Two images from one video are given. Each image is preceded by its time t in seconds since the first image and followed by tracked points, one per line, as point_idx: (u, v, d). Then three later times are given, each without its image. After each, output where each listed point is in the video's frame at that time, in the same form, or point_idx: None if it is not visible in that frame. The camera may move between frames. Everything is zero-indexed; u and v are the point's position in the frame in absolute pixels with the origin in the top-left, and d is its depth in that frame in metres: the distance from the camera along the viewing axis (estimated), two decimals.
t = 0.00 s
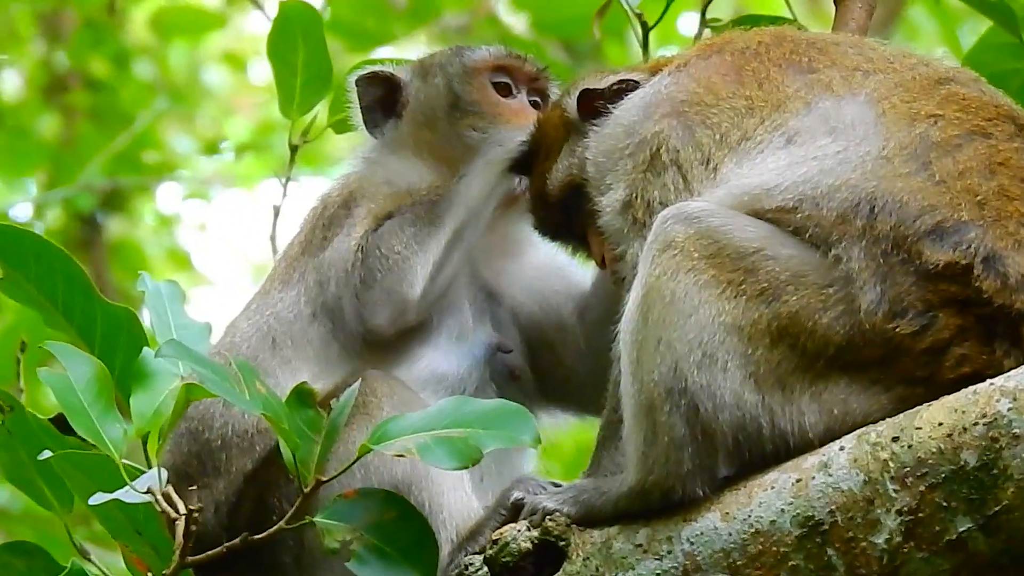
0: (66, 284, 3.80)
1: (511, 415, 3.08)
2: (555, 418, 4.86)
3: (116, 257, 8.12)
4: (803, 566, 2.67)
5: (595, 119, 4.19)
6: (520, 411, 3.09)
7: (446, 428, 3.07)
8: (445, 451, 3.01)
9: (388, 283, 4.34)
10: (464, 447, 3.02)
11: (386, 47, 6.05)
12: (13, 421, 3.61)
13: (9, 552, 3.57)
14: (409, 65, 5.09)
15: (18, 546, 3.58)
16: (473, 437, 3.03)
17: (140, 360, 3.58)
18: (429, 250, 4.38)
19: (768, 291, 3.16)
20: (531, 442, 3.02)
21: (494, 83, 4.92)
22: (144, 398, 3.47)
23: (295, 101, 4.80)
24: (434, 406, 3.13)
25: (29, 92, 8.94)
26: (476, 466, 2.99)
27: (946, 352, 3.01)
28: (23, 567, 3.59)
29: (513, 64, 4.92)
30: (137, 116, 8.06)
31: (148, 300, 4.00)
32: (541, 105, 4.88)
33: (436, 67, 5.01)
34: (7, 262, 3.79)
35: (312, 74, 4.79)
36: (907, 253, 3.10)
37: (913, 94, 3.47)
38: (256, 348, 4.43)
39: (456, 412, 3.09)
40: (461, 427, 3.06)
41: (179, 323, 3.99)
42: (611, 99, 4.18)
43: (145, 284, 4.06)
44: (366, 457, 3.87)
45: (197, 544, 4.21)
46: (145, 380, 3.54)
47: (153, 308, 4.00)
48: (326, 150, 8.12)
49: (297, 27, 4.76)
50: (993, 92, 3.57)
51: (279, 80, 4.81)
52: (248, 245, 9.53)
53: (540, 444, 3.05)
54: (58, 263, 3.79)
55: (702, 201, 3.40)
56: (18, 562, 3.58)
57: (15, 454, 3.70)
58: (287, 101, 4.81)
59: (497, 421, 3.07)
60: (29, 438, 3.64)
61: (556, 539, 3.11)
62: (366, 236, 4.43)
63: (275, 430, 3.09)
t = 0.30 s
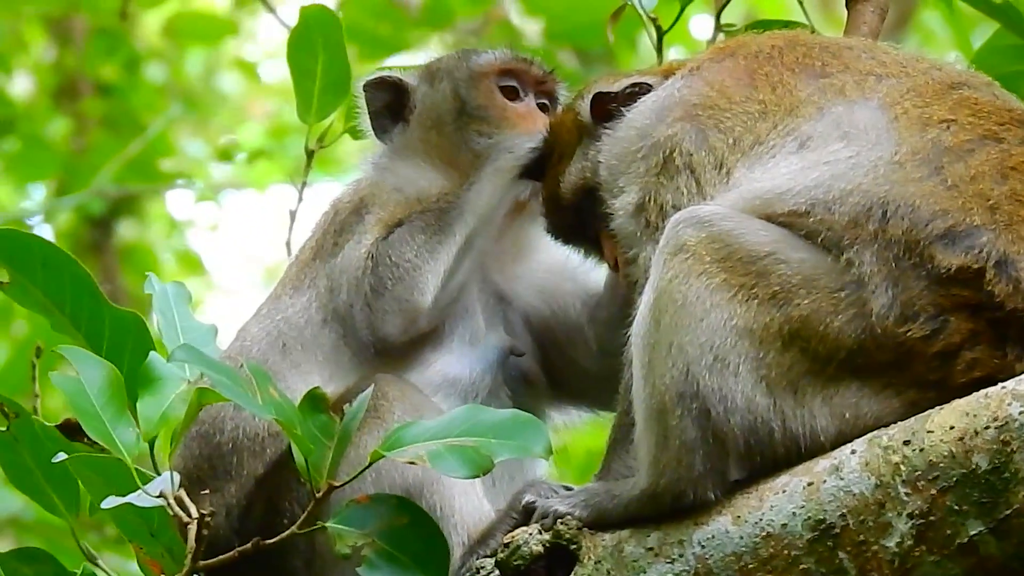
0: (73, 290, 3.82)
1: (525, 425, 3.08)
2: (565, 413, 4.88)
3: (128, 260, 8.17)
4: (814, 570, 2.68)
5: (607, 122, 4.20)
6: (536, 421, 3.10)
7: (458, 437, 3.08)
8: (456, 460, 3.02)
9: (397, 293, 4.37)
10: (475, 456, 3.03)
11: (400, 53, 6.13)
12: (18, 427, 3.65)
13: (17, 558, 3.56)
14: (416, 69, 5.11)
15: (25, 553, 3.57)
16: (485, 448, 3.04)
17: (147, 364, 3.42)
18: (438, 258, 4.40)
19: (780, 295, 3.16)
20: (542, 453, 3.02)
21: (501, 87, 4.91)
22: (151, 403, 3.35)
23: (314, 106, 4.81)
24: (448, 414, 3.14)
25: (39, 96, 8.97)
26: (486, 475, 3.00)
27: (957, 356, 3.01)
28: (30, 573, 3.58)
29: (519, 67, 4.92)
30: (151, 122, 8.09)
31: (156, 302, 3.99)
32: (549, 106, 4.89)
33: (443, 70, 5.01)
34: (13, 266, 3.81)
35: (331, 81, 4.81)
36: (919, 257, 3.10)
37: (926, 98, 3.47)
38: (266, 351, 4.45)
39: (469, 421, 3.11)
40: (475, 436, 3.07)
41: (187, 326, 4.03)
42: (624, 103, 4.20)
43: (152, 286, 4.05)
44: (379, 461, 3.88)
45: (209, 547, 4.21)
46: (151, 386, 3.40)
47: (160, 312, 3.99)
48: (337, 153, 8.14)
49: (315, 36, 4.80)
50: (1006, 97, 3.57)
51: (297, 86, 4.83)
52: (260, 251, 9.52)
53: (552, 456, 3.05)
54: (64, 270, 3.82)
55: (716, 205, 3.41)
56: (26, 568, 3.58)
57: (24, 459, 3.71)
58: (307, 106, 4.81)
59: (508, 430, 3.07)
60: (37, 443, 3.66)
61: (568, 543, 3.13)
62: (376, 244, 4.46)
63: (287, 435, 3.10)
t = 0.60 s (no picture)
0: (68, 290, 3.82)
1: (525, 419, 3.09)
2: (567, 416, 4.85)
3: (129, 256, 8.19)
4: (815, 566, 2.68)
5: (611, 108, 4.22)
6: (537, 415, 3.10)
7: (460, 431, 3.07)
8: (458, 454, 3.02)
9: (400, 290, 4.36)
10: (477, 449, 3.02)
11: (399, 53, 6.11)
12: (14, 426, 3.60)
13: (14, 560, 3.54)
14: (419, 66, 5.11)
15: (22, 555, 3.54)
16: (487, 441, 3.03)
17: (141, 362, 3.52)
18: (441, 254, 4.40)
19: (782, 291, 3.16)
20: (544, 446, 3.04)
21: (504, 83, 4.90)
22: (147, 402, 3.43)
23: (314, 101, 4.79)
24: (448, 409, 3.13)
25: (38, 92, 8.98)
26: (487, 469, 3.00)
27: (959, 352, 3.01)
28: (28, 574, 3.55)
29: (522, 64, 4.90)
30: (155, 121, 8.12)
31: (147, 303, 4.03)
32: (551, 104, 4.89)
33: (447, 67, 5.02)
34: (7, 268, 3.80)
35: (331, 77, 4.80)
36: (921, 253, 3.10)
37: (930, 93, 3.47)
38: (269, 347, 4.45)
39: (470, 414, 3.11)
40: (476, 429, 3.07)
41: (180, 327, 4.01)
42: (630, 87, 4.23)
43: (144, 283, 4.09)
44: (380, 456, 3.88)
45: (211, 542, 4.21)
46: (147, 384, 3.48)
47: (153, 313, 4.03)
48: (338, 148, 8.17)
49: (318, 31, 4.82)
50: (1010, 93, 3.57)
51: (297, 81, 4.82)
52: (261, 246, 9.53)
53: (553, 448, 3.07)
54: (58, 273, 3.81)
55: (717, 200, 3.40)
56: (24, 569, 3.55)
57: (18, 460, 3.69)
58: (307, 100, 4.79)
59: (511, 424, 3.08)
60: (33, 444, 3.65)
61: (569, 539, 3.12)
62: (379, 240, 4.46)
63: (288, 430, 3.10)
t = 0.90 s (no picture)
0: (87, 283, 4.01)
1: (524, 416, 3.09)
2: (568, 403, 4.87)
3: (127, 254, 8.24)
4: (814, 565, 2.68)
5: (610, 104, 4.21)
6: (535, 412, 3.11)
7: (459, 427, 3.08)
8: (456, 450, 3.02)
9: (405, 286, 4.35)
10: (474, 446, 3.03)
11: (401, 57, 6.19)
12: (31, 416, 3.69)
13: (24, 549, 3.65)
14: (418, 65, 5.10)
15: (33, 545, 3.66)
16: (484, 437, 3.04)
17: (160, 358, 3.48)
18: (446, 250, 4.38)
19: (795, 280, 3.15)
20: (542, 444, 3.04)
21: (504, 82, 4.89)
22: (161, 399, 3.39)
23: (313, 99, 4.80)
24: (446, 406, 3.14)
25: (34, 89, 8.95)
26: (486, 466, 3.01)
27: (958, 354, 2.99)
28: (39, 565, 3.66)
29: (521, 63, 4.90)
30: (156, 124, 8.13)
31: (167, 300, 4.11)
32: (550, 103, 4.85)
33: (446, 67, 5.02)
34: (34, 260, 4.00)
35: (330, 75, 4.81)
36: (920, 252, 3.10)
37: (927, 91, 3.47)
38: (270, 346, 4.44)
39: (469, 412, 3.10)
40: (473, 427, 3.08)
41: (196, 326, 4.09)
42: (627, 79, 4.22)
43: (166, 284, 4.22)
44: (379, 455, 3.89)
45: (210, 542, 4.21)
46: (164, 379, 3.45)
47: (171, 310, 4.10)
48: (335, 146, 8.08)
49: (316, 28, 4.83)
50: (1009, 91, 3.57)
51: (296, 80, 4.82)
52: (259, 248, 9.55)
53: (551, 446, 3.07)
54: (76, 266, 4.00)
55: (737, 175, 3.41)
56: (34, 559, 3.66)
57: (29, 452, 3.80)
58: (306, 99, 4.80)
59: (511, 421, 3.08)
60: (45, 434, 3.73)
61: (567, 538, 3.12)
62: (383, 237, 4.46)
63: (287, 428, 3.10)
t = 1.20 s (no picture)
0: (87, 280, 3.99)
1: (520, 419, 3.09)
2: (564, 403, 4.87)
3: (122, 255, 8.25)
4: (809, 566, 2.67)
5: (609, 106, 4.23)
6: (531, 416, 3.11)
7: (454, 430, 3.08)
8: (453, 454, 3.02)
9: (403, 289, 4.35)
10: (471, 450, 3.02)
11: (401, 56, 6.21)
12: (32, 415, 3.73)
13: (26, 549, 3.63)
14: (414, 65, 5.10)
15: (33, 546, 3.63)
16: (481, 440, 3.03)
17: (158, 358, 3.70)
18: (443, 255, 4.37)
19: (785, 290, 3.13)
20: (538, 447, 3.03)
21: (500, 82, 4.91)
22: (160, 396, 3.58)
23: (302, 106, 4.84)
24: (443, 408, 3.14)
25: (28, 88, 8.86)
26: (482, 469, 2.99)
27: (956, 357, 2.99)
28: (37, 566, 3.63)
29: (517, 63, 4.92)
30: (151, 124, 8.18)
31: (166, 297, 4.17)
32: (545, 103, 4.87)
33: (442, 67, 5.01)
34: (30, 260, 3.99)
35: (318, 80, 4.85)
36: (920, 256, 3.09)
37: (929, 94, 3.47)
38: (265, 350, 4.42)
39: (466, 414, 3.10)
40: (470, 429, 3.07)
41: (197, 323, 4.18)
42: (627, 82, 4.25)
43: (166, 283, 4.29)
44: (374, 456, 3.89)
45: (205, 543, 4.20)
46: (161, 379, 3.65)
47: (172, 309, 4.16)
48: (329, 147, 8.09)
49: (305, 32, 4.82)
50: (1010, 95, 3.57)
51: (285, 86, 4.85)
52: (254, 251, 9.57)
53: (548, 448, 3.06)
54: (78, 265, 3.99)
55: (725, 188, 3.40)
56: (33, 560, 3.63)
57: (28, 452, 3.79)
58: (295, 106, 4.84)
59: (506, 423, 3.07)
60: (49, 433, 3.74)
61: (562, 539, 3.11)
62: (381, 239, 4.45)
63: (283, 430, 3.10)
